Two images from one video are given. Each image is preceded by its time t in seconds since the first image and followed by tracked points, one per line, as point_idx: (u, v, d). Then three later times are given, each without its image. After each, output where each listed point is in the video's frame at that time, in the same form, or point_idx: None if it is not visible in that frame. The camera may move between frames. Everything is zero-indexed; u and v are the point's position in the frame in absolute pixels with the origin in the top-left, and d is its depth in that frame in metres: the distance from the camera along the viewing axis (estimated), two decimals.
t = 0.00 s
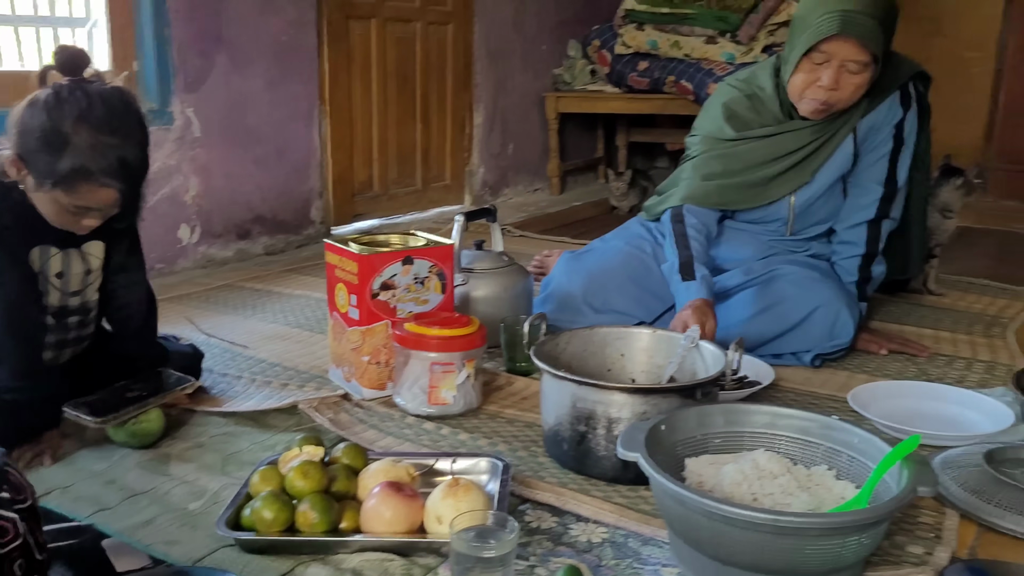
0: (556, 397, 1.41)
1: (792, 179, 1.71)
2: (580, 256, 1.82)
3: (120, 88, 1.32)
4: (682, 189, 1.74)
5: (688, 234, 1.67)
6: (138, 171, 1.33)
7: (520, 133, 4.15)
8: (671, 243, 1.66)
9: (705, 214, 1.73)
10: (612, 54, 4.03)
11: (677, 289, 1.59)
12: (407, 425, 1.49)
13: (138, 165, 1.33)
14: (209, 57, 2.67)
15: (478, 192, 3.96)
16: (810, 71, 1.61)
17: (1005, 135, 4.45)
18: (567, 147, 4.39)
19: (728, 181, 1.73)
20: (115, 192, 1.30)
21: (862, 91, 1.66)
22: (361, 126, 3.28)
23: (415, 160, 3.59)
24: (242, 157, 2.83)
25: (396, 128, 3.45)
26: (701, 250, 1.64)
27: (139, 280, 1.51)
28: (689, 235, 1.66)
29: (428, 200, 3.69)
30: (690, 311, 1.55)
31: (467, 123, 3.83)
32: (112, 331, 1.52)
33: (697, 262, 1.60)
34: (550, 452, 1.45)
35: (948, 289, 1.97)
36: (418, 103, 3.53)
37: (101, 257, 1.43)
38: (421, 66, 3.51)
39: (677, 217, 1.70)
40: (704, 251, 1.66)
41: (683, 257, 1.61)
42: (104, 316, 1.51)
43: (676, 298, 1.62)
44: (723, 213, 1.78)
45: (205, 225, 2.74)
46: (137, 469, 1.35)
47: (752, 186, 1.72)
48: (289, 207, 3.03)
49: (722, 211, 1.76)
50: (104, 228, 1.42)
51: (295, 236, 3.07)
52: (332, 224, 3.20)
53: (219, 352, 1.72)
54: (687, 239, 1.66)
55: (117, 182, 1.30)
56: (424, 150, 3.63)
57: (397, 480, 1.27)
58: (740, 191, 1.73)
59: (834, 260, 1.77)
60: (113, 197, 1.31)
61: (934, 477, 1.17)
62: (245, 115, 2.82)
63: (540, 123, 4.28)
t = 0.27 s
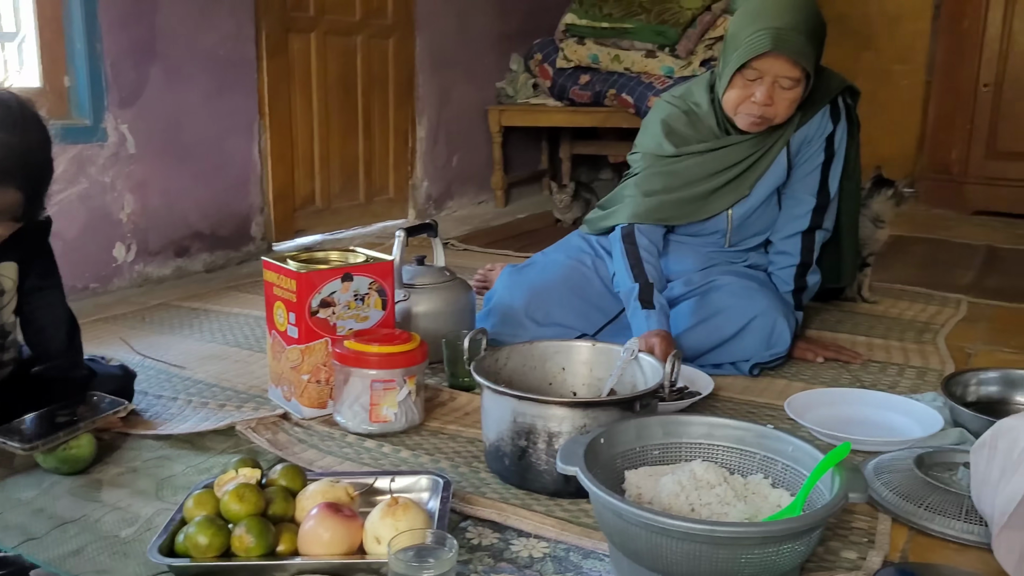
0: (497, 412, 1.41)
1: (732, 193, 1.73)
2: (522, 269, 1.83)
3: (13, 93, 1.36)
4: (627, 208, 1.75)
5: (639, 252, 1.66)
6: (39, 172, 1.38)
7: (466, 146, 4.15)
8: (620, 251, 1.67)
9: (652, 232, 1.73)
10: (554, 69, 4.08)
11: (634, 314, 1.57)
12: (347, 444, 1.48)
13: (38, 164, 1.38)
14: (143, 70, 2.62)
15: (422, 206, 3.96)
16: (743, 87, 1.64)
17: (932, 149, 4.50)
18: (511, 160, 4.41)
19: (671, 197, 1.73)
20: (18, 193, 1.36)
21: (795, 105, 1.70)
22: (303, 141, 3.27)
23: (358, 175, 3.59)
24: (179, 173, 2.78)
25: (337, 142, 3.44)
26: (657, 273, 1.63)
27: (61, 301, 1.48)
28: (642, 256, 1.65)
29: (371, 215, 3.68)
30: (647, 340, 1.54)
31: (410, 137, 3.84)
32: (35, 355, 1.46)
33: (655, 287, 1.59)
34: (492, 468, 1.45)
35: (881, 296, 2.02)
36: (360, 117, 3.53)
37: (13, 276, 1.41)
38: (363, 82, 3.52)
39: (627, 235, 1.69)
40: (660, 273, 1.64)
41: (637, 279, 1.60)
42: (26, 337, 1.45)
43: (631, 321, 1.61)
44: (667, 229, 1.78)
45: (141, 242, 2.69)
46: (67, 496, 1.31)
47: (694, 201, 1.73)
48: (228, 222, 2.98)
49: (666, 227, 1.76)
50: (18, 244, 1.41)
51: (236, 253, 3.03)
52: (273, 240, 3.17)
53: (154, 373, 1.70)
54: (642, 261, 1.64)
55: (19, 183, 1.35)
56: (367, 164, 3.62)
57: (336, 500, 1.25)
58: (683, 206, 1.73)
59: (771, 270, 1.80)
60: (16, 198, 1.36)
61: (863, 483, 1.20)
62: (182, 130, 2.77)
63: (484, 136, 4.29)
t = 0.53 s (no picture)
0: (450, 425, 1.41)
1: (685, 204, 1.74)
2: (476, 281, 1.84)
3: None
4: (582, 220, 1.76)
5: (591, 263, 1.68)
6: None
7: (419, 159, 4.16)
8: (573, 262, 1.69)
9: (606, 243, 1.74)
10: (508, 80, 4.08)
11: (586, 324, 1.60)
12: (299, 460, 1.47)
13: None
14: (89, 83, 2.58)
15: (378, 219, 3.96)
16: (695, 99, 1.65)
17: (877, 156, 4.50)
18: (466, 171, 4.42)
19: (625, 208, 1.74)
20: None
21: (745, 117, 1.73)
22: (255, 155, 3.25)
23: (312, 189, 3.57)
24: (128, 188, 2.74)
25: (291, 155, 3.42)
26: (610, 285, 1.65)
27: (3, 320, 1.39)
28: (595, 268, 1.67)
29: (325, 228, 3.67)
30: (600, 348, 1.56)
31: (364, 149, 3.83)
32: None
33: (606, 297, 1.61)
34: (446, 480, 1.45)
35: (831, 302, 2.06)
36: (312, 131, 3.51)
37: None
38: (315, 95, 3.51)
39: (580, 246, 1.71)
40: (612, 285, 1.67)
41: (590, 291, 1.62)
42: None
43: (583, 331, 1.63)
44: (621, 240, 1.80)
45: (89, 259, 2.64)
46: (10, 520, 1.27)
47: (647, 212, 1.74)
48: (178, 237, 2.95)
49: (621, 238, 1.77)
50: None
51: (187, 268, 2.99)
52: (226, 254, 3.14)
53: (102, 392, 1.67)
54: (594, 272, 1.66)
55: None
56: (321, 177, 3.61)
57: (287, 518, 1.24)
58: (636, 218, 1.75)
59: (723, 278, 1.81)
60: None
61: (811, 487, 1.22)
62: (130, 144, 2.73)
63: (438, 148, 4.30)
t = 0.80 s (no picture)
0: (400, 433, 1.40)
1: (633, 208, 1.76)
2: (427, 288, 1.83)
3: None
4: (532, 224, 1.76)
5: (541, 267, 1.69)
6: None
7: (369, 166, 4.14)
8: (523, 267, 1.70)
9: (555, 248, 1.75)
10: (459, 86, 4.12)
11: (536, 331, 1.60)
12: (247, 472, 1.45)
13: None
14: (26, 92, 2.52)
15: (329, 227, 3.94)
16: (642, 104, 1.67)
17: (825, 162, 4.57)
18: (418, 178, 4.41)
19: (573, 213, 1.76)
20: None
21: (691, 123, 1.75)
22: (201, 164, 3.20)
23: (260, 197, 3.54)
24: (70, 198, 2.69)
25: (238, 163, 3.39)
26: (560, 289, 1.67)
27: None
28: (545, 272, 1.69)
29: (275, 236, 3.64)
30: (552, 356, 1.57)
31: (313, 156, 3.81)
32: None
33: (558, 305, 1.62)
34: (397, 489, 1.45)
35: (779, 304, 2.09)
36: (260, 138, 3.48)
37: None
38: (263, 102, 3.48)
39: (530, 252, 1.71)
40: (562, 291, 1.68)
41: (541, 295, 1.63)
42: None
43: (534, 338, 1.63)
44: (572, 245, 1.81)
45: (29, 271, 2.58)
46: None
47: (595, 217, 1.76)
48: (123, 247, 2.90)
49: (570, 243, 1.78)
50: None
51: (132, 279, 2.94)
52: (172, 264, 3.09)
53: (43, 407, 1.63)
54: (545, 278, 1.67)
55: None
56: (270, 185, 3.58)
57: (233, 531, 1.22)
58: (585, 222, 1.76)
59: (672, 282, 1.83)
60: None
61: (756, 487, 1.24)
62: (71, 154, 2.68)
63: (389, 155, 4.29)
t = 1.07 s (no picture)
0: (340, 438, 1.38)
1: (575, 208, 1.77)
2: (369, 292, 1.81)
3: None
4: (475, 225, 1.76)
5: (485, 266, 1.70)
6: None
7: (313, 169, 4.10)
8: (467, 266, 1.70)
9: (499, 249, 1.75)
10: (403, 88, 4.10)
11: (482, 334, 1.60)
12: (184, 482, 1.42)
13: None
14: None
15: (273, 231, 3.89)
16: (585, 106, 1.66)
17: (766, 159, 4.66)
18: (363, 181, 4.38)
19: (516, 214, 1.75)
20: None
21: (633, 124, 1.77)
22: (137, 167, 3.13)
23: (200, 201, 3.48)
24: None
25: (177, 167, 3.32)
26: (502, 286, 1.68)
27: None
28: (488, 271, 1.69)
29: (216, 241, 3.58)
30: (497, 359, 1.56)
31: (255, 159, 3.75)
32: None
33: (502, 306, 1.62)
34: (338, 495, 1.43)
35: (721, 303, 2.12)
36: (199, 142, 3.42)
37: None
38: (202, 105, 3.43)
39: (474, 254, 1.71)
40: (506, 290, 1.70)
41: (484, 292, 1.64)
42: None
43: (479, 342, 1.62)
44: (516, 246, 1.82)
45: None
46: None
47: (538, 217, 1.76)
48: (56, 254, 2.82)
49: (514, 243, 1.78)
50: None
51: (66, 286, 2.86)
52: (109, 270, 3.01)
53: None
54: (490, 279, 1.68)
55: None
56: (210, 189, 3.52)
57: (166, 542, 1.19)
58: (528, 223, 1.76)
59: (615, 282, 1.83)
60: None
61: (695, 483, 1.25)
62: None
63: (334, 158, 4.24)
